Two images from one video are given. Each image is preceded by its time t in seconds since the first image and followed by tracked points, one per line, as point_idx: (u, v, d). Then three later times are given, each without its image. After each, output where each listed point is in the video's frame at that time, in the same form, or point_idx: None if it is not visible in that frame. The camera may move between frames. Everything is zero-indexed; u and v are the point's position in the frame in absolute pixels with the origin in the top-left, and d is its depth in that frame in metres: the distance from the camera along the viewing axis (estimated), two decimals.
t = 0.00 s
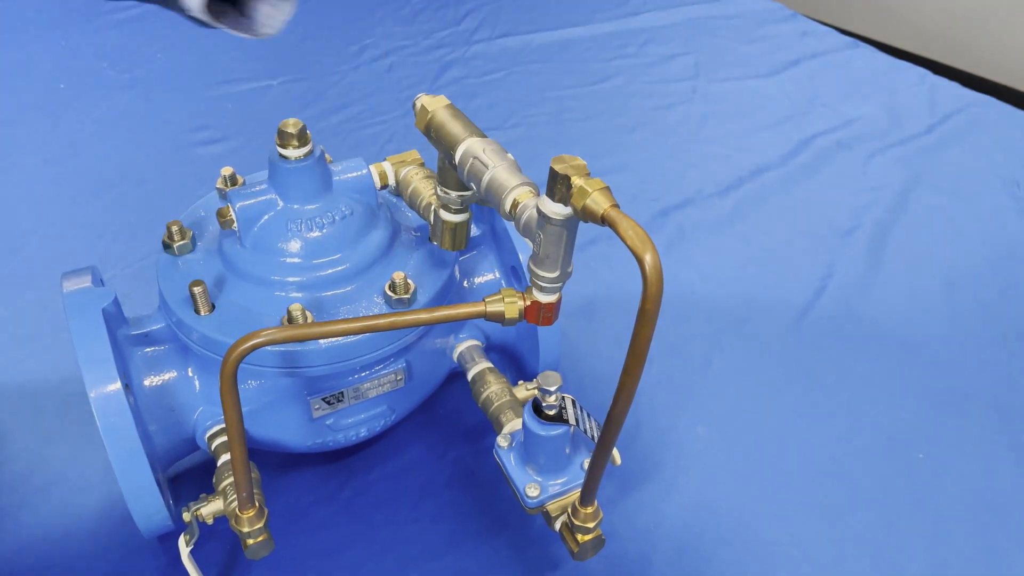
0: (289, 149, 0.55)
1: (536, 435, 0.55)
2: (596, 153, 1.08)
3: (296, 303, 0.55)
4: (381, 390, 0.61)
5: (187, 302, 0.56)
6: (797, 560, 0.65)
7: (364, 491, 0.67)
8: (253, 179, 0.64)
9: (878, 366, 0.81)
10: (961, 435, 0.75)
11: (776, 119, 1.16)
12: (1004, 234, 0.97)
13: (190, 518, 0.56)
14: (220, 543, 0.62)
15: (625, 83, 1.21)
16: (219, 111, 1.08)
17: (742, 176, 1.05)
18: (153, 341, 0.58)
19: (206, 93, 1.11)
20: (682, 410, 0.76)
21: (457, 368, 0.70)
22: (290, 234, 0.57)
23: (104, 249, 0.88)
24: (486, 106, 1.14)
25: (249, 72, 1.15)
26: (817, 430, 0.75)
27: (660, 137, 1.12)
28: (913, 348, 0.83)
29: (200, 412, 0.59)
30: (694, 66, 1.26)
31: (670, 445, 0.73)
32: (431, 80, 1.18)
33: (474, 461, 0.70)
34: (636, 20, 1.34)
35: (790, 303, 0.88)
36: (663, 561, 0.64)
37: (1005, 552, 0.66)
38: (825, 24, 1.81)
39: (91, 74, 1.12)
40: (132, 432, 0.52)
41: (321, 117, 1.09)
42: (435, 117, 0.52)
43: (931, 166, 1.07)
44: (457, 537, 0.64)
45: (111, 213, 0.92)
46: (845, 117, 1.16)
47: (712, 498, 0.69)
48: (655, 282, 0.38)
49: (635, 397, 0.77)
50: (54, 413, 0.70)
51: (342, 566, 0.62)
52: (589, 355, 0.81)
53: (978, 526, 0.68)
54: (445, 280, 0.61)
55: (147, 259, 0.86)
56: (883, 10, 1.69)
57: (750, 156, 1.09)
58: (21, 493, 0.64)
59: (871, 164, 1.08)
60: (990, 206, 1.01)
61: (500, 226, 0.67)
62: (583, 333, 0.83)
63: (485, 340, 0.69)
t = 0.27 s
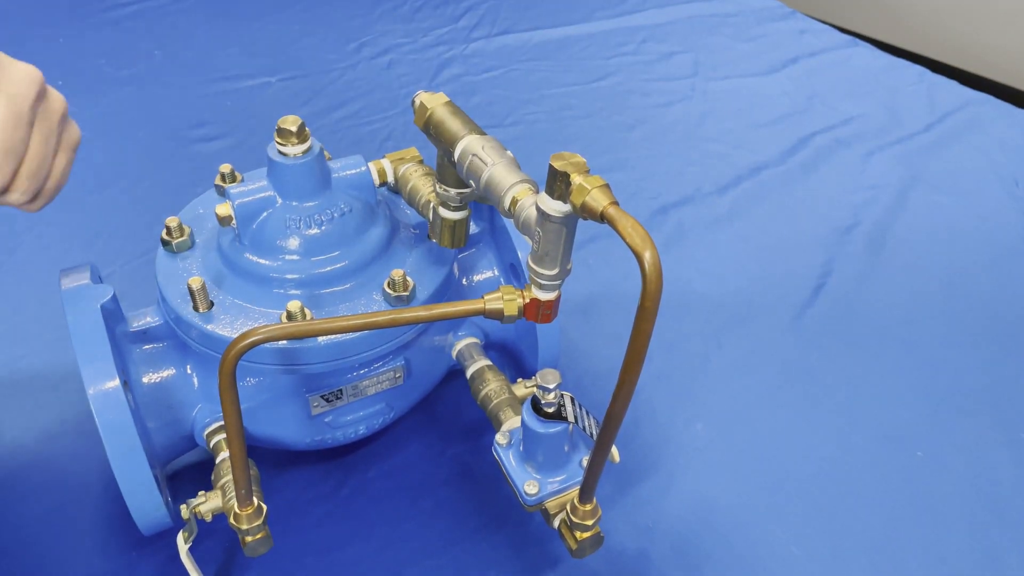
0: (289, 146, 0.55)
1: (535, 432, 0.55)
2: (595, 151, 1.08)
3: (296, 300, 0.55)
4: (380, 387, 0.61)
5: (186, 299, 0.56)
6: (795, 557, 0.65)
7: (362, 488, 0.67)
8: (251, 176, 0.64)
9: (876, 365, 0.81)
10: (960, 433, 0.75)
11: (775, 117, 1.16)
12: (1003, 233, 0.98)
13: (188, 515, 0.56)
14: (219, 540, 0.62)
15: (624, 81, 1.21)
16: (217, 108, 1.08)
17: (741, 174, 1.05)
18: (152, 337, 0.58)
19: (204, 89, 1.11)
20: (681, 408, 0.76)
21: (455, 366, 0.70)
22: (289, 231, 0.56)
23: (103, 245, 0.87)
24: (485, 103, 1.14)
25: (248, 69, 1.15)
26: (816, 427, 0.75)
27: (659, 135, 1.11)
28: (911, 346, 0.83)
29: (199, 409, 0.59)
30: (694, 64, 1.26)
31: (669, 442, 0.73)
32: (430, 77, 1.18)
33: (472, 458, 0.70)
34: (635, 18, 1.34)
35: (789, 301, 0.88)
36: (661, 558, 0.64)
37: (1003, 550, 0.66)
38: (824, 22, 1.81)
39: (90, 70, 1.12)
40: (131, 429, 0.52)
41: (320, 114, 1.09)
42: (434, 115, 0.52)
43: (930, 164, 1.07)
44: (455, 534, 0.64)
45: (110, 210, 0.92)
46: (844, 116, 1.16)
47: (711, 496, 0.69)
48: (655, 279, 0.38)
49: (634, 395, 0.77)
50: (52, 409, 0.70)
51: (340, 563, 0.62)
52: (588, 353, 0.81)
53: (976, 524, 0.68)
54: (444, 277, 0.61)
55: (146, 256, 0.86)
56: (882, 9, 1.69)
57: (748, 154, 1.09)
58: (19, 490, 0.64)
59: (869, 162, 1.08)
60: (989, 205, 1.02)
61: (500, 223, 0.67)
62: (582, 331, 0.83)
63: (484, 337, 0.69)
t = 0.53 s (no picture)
0: (288, 144, 0.55)
1: (533, 430, 0.55)
2: (593, 149, 1.08)
3: (294, 298, 0.55)
4: (378, 385, 0.61)
5: (184, 297, 0.56)
6: (792, 554, 0.65)
7: (360, 486, 0.67)
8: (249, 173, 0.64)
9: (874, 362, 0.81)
10: (957, 431, 0.75)
11: (774, 115, 1.16)
12: (1001, 231, 0.98)
13: (187, 513, 0.56)
14: (217, 538, 0.62)
15: (622, 79, 1.21)
16: (216, 105, 1.08)
17: (740, 172, 1.05)
18: (150, 335, 0.58)
19: (203, 87, 1.11)
20: (679, 406, 0.76)
21: (454, 364, 0.70)
22: (288, 229, 0.56)
23: (101, 243, 0.87)
24: (484, 101, 1.14)
25: (246, 67, 1.15)
26: (813, 425, 0.75)
27: (657, 133, 1.11)
28: (909, 344, 0.84)
29: (197, 407, 0.59)
30: (692, 63, 1.26)
31: (667, 440, 0.73)
32: (429, 75, 1.18)
33: (471, 456, 0.70)
34: (634, 16, 1.34)
35: (787, 299, 0.88)
36: (659, 555, 0.64)
37: (1000, 548, 0.66)
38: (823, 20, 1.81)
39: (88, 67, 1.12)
40: (129, 427, 0.52)
41: (319, 112, 1.09)
42: (432, 113, 0.52)
43: (928, 163, 1.08)
44: (454, 532, 0.64)
45: (108, 207, 0.92)
46: (843, 114, 1.16)
47: (709, 493, 0.69)
48: (653, 278, 0.38)
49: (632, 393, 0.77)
50: (51, 406, 0.70)
51: (339, 561, 0.62)
52: (586, 351, 0.81)
53: (972, 521, 0.68)
54: (442, 275, 0.61)
55: (145, 253, 0.86)
56: (880, 7, 1.70)
57: (747, 152, 1.09)
58: (18, 487, 0.64)
59: (868, 161, 1.08)
60: (987, 203, 1.02)
61: (498, 221, 0.67)
62: (581, 329, 0.83)
63: (483, 335, 0.69)
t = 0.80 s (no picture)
0: (285, 139, 0.55)
1: (530, 425, 0.55)
2: (592, 146, 1.08)
3: (291, 293, 0.55)
4: (376, 381, 0.61)
5: (181, 292, 0.56)
6: (790, 550, 0.65)
7: (358, 482, 0.67)
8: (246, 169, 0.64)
9: (871, 359, 0.82)
10: (954, 427, 0.75)
11: (772, 112, 1.16)
12: (998, 228, 0.98)
13: (183, 508, 0.56)
14: (214, 534, 0.62)
15: (621, 76, 1.21)
16: (214, 102, 1.08)
17: (738, 169, 1.05)
18: (147, 330, 0.58)
19: (201, 84, 1.10)
20: (676, 402, 0.76)
21: (451, 360, 0.70)
22: (285, 224, 0.56)
23: (98, 239, 0.87)
24: (482, 98, 1.14)
25: (244, 63, 1.15)
26: (811, 421, 0.75)
27: (655, 130, 1.11)
28: (907, 341, 0.84)
29: (194, 403, 0.59)
30: (691, 60, 1.26)
31: (665, 436, 0.73)
32: (427, 72, 1.18)
33: (468, 452, 0.70)
34: (632, 13, 1.34)
35: (785, 296, 0.88)
36: (657, 551, 0.64)
37: (997, 543, 0.67)
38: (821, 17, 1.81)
39: (86, 64, 1.12)
40: (126, 422, 0.52)
41: (317, 108, 1.09)
42: (430, 108, 0.52)
43: (926, 160, 1.08)
44: (451, 528, 0.64)
45: (105, 203, 0.92)
46: (841, 111, 1.16)
47: (707, 489, 0.69)
48: (650, 272, 0.38)
49: (630, 389, 0.77)
50: (48, 402, 0.70)
51: (336, 556, 0.62)
52: (584, 347, 0.81)
53: (969, 517, 0.68)
54: (439, 270, 0.61)
55: (143, 249, 0.86)
56: (879, 5, 1.70)
57: (745, 149, 1.09)
58: (15, 483, 0.64)
59: (866, 158, 1.08)
60: (984, 200, 1.02)
61: (496, 217, 0.67)
62: (578, 325, 0.83)
63: (480, 331, 0.69)
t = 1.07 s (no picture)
0: (284, 138, 0.55)
1: (529, 424, 0.55)
2: (591, 145, 1.08)
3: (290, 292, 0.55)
4: (375, 379, 0.61)
5: (180, 291, 0.56)
6: (788, 548, 0.65)
7: (357, 480, 0.67)
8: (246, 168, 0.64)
9: (870, 357, 0.82)
10: (952, 426, 0.76)
11: (772, 111, 1.16)
12: (998, 227, 0.98)
13: (183, 506, 0.56)
14: (214, 533, 0.62)
15: (620, 75, 1.21)
16: (213, 100, 1.08)
17: (737, 168, 1.05)
18: (147, 329, 0.58)
19: (200, 82, 1.10)
20: (675, 401, 0.76)
21: (450, 359, 0.70)
22: (284, 223, 0.56)
23: (98, 238, 0.87)
24: (481, 97, 1.14)
25: (244, 62, 1.15)
26: (809, 420, 0.75)
27: (655, 129, 1.11)
28: (906, 340, 0.84)
29: (194, 401, 0.59)
30: (690, 59, 1.26)
31: (664, 435, 0.73)
32: (426, 71, 1.18)
33: (467, 451, 0.70)
34: (632, 12, 1.34)
35: (784, 295, 0.88)
36: (655, 550, 0.65)
37: (995, 542, 0.67)
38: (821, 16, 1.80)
39: (85, 62, 1.12)
40: (125, 420, 0.52)
41: (316, 107, 1.09)
42: (428, 107, 0.52)
43: (925, 158, 1.08)
44: (450, 527, 0.64)
45: (105, 202, 0.92)
46: (840, 110, 1.16)
47: (705, 488, 0.69)
48: (648, 271, 0.39)
49: (629, 388, 0.77)
50: (47, 400, 0.70)
51: (335, 555, 0.62)
52: (583, 345, 0.81)
53: (967, 515, 0.68)
54: (438, 269, 0.61)
55: (142, 248, 0.86)
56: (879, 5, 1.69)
57: (744, 148, 1.09)
58: (14, 481, 0.64)
59: (865, 157, 1.08)
60: (984, 199, 1.02)
61: (495, 216, 0.67)
62: (577, 324, 0.83)
63: (479, 330, 0.69)
